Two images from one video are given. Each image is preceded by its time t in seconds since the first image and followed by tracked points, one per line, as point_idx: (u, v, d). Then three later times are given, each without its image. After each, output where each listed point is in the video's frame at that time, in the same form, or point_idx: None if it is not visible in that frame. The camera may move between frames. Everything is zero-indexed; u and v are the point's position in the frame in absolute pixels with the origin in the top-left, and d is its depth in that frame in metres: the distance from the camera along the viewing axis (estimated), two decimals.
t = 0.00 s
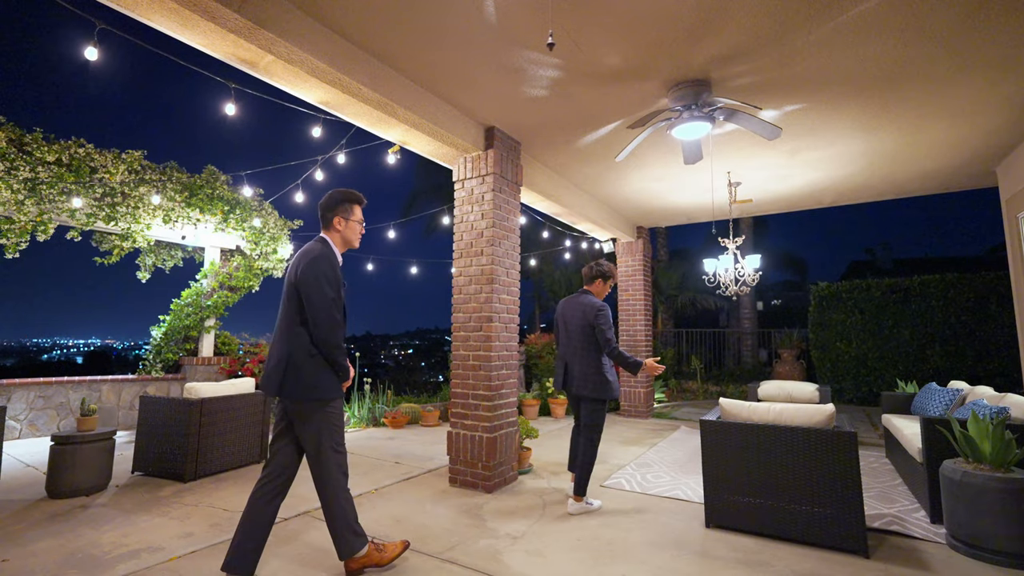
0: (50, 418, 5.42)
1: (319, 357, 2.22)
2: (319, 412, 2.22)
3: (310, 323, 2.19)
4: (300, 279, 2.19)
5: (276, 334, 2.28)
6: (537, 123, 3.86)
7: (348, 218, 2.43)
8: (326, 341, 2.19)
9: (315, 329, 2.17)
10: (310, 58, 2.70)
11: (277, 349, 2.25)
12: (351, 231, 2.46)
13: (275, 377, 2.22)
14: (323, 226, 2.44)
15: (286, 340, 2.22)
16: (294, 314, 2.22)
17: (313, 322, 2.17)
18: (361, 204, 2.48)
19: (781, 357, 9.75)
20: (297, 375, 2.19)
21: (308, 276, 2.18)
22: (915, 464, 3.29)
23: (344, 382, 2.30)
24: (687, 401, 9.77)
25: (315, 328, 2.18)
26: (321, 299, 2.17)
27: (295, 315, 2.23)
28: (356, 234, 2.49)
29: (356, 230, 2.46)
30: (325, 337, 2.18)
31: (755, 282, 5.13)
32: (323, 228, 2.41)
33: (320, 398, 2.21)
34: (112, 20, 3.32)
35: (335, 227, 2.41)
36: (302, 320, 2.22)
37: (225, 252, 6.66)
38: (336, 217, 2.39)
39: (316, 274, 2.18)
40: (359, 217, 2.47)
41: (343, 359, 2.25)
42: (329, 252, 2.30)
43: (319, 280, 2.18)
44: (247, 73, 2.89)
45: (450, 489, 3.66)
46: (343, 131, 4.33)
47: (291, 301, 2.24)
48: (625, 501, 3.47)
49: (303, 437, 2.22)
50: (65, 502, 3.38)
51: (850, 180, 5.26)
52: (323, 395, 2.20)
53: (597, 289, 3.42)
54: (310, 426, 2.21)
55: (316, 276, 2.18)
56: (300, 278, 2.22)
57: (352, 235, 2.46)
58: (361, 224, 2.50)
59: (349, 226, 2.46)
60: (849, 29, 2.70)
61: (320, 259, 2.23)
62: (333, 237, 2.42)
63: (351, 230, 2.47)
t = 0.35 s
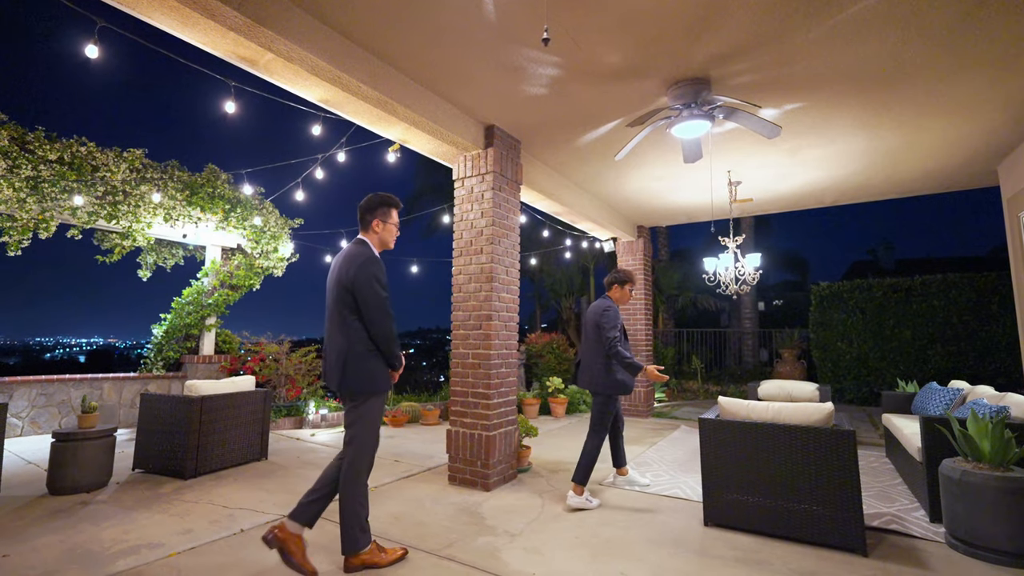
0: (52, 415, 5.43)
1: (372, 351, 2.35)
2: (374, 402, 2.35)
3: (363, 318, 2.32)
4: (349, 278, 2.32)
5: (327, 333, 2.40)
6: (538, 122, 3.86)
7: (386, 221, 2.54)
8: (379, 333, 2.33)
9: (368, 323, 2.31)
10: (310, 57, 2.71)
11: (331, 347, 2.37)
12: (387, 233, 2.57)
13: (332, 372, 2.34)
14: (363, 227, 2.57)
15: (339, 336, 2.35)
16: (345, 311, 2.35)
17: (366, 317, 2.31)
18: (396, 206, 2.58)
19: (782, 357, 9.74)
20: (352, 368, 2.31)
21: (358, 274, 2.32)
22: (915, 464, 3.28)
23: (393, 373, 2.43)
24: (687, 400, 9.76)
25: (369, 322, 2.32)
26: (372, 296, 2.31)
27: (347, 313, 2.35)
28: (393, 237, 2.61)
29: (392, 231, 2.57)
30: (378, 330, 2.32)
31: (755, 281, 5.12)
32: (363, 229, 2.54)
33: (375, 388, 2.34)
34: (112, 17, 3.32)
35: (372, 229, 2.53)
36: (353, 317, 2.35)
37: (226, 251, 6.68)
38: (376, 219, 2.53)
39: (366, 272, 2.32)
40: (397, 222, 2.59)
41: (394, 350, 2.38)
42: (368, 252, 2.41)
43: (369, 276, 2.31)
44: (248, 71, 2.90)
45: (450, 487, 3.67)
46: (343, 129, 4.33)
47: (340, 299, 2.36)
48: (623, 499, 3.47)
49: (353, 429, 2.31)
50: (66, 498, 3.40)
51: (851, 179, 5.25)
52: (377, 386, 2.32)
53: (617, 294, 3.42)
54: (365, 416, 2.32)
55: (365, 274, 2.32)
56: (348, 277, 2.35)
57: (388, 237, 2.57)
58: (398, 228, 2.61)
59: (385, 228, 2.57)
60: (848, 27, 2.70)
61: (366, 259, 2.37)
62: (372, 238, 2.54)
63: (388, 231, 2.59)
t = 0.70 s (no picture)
0: (46, 414, 5.41)
1: (399, 350, 2.51)
2: (399, 398, 2.51)
3: (391, 320, 2.49)
4: (379, 281, 2.48)
5: (355, 333, 2.55)
6: (534, 121, 3.86)
7: (411, 228, 2.68)
8: (406, 334, 2.49)
9: (396, 325, 2.48)
10: (304, 55, 2.69)
11: (359, 346, 2.53)
12: (408, 237, 2.70)
13: (360, 370, 2.50)
14: (388, 233, 2.70)
15: (367, 337, 2.50)
16: (373, 313, 2.50)
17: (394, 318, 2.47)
18: (415, 211, 2.72)
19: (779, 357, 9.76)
20: (380, 366, 2.47)
21: (387, 278, 2.48)
22: (909, 465, 3.28)
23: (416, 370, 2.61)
24: (684, 400, 9.78)
25: (396, 324, 2.49)
26: (400, 299, 2.47)
27: (375, 315, 2.51)
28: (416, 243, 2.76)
29: (411, 235, 2.71)
30: (405, 331, 2.49)
31: (751, 282, 5.13)
32: (388, 235, 2.68)
33: (399, 385, 2.50)
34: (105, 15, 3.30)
35: (397, 235, 2.67)
36: (381, 319, 2.51)
37: (222, 250, 6.67)
38: (397, 226, 2.67)
39: (395, 276, 2.48)
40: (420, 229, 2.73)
41: (418, 350, 2.56)
42: (395, 257, 2.57)
43: (397, 281, 2.47)
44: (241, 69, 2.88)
45: (444, 488, 3.66)
46: (338, 127, 4.32)
47: (368, 301, 2.51)
48: (618, 499, 3.47)
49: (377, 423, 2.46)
50: (58, 498, 3.38)
51: (847, 180, 5.25)
52: (403, 383, 2.49)
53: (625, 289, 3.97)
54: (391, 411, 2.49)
55: (393, 278, 2.48)
56: (376, 281, 2.51)
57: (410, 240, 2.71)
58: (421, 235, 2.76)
59: (406, 233, 2.71)
60: (843, 27, 2.69)
61: (393, 263, 2.53)
62: (394, 241, 2.66)
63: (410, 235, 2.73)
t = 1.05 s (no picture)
0: None
1: (402, 352, 2.60)
2: (402, 398, 2.61)
3: (396, 322, 2.58)
4: (385, 286, 2.57)
5: (360, 336, 2.63)
6: (505, 122, 3.85)
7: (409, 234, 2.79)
8: (409, 336, 2.59)
9: (400, 327, 2.58)
10: (267, 48, 2.61)
11: (364, 348, 2.60)
12: (406, 244, 2.80)
13: (364, 371, 2.57)
14: (388, 241, 2.81)
15: (372, 339, 2.58)
16: (379, 316, 2.59)
17: (398, 320, 2.56)
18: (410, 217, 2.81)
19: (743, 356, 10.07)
20: (384, 367, 2.56)
21: (392, 282, 2.57)
22: (862, 460, 3.43)
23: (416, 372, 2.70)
24: (652, 399, 9.97)
25: (400, 326, 2.58)
26: (404, 302, 2.56)
27: (379, 317, 2.60)
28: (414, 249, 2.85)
29: (409, 242, 2.80)
30: (409, 333, 2.59)
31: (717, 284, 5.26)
32: (388, 243, 2.78)
33: (402, 385, 2.59)
34: None
35: (397, 242, 2.77)
36: (385, 321, 2.60)
37: (182, 247, 6.43)
38: (398, 234, 2.77)
39: (399, 280, 2.57)
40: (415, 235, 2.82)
41: (420, 351, 2.66)
42: (396, 263, 2.67)
43: (401, 285, 2.57)
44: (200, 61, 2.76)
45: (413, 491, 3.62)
46: (304, 123, 4.22)
47: (373, 304, 2.60)
48: (587, 499, 3.50)
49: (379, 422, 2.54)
50: None
51: (808, 186, 5.45)
52: (406, 383, 2.59)
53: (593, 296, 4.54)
54: (393, 411, 2.57)
55: (397, 282, 2.58)
56: (381, 285, 2.60)
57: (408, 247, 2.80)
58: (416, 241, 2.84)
59: (405, 240, 2.81)
60: (804, 38, 2.79)
61: (396, 267, 2.63)
62: (397, 248, 2.76)
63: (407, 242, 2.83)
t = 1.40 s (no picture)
0: None
1: (399, 350, 2.75)
2: (404, 392, 2.73)
3: (393, 322, 2.73)
4: (379, 289, 2.73)
5: (358, 339, 2.77)
6: (474, 120, 3.75)
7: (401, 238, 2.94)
8: (405, 334, 2.74)
9: (396, 326, 2.73)
10: (219, 30, 2.42)
11: (362, 350, 2.74)
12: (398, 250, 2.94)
13: (364, 372, 2.71)
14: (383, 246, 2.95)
15: (370, 340, 2.72)
16: (375, 318, 2.74)
17: (394, 321, 2.72)
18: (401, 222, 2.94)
19: (703, 357, 10.32)
20: (382, 366, 2.69)
21: (386, 285, 2.73)
22: (818, 461, 3.53)
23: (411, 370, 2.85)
24: (616, 400, 10.08)
25: (397, 326, 2.73)
26: (399, 303, 2.72)
27: (376, 320, 2.75)
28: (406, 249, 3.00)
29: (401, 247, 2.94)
30: (405, 332, 2.74)
31: (681, 287, 5.32)
32: (382, 248, 2.93)
33: (401, 380, 2.72)
34: None
35: (390, 247, 2.91)
36: (382, 323, 2.75)
37: (125, 242, 5.94)
38: (389, 238, 2.91)
39: (394, 283, 2.74)
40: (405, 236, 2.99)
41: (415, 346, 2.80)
42: (390, 267, 2.81)
43: (396, 287, 2.73)
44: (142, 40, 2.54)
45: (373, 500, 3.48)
46: (260, 112, 3.96)
47: (369, 308, 2.74)
48: (553, 505, 3.45)
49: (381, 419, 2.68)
50: None
51: (769, 193, 5.60)
52: (406, 377, 2.72)
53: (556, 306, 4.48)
54: (393, 406, 2.70)
55: (392, 284, 2.74)
56: (376, 289, 2.75)
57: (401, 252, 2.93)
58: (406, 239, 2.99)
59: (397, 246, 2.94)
60: (771, 48, 2.83)
61: (390, 271, 2.78)
62: (389, 253, 2.91)
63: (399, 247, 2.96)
